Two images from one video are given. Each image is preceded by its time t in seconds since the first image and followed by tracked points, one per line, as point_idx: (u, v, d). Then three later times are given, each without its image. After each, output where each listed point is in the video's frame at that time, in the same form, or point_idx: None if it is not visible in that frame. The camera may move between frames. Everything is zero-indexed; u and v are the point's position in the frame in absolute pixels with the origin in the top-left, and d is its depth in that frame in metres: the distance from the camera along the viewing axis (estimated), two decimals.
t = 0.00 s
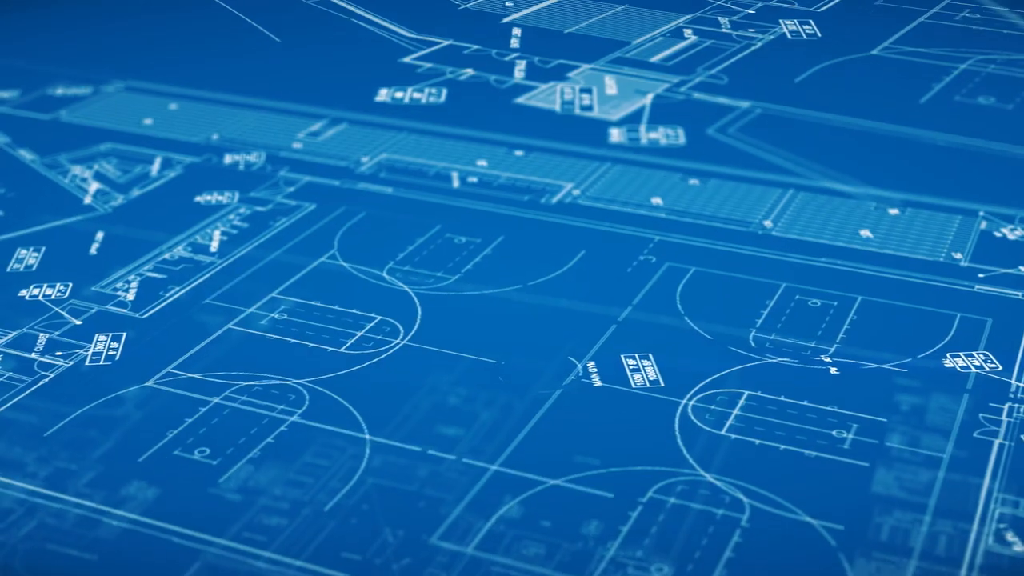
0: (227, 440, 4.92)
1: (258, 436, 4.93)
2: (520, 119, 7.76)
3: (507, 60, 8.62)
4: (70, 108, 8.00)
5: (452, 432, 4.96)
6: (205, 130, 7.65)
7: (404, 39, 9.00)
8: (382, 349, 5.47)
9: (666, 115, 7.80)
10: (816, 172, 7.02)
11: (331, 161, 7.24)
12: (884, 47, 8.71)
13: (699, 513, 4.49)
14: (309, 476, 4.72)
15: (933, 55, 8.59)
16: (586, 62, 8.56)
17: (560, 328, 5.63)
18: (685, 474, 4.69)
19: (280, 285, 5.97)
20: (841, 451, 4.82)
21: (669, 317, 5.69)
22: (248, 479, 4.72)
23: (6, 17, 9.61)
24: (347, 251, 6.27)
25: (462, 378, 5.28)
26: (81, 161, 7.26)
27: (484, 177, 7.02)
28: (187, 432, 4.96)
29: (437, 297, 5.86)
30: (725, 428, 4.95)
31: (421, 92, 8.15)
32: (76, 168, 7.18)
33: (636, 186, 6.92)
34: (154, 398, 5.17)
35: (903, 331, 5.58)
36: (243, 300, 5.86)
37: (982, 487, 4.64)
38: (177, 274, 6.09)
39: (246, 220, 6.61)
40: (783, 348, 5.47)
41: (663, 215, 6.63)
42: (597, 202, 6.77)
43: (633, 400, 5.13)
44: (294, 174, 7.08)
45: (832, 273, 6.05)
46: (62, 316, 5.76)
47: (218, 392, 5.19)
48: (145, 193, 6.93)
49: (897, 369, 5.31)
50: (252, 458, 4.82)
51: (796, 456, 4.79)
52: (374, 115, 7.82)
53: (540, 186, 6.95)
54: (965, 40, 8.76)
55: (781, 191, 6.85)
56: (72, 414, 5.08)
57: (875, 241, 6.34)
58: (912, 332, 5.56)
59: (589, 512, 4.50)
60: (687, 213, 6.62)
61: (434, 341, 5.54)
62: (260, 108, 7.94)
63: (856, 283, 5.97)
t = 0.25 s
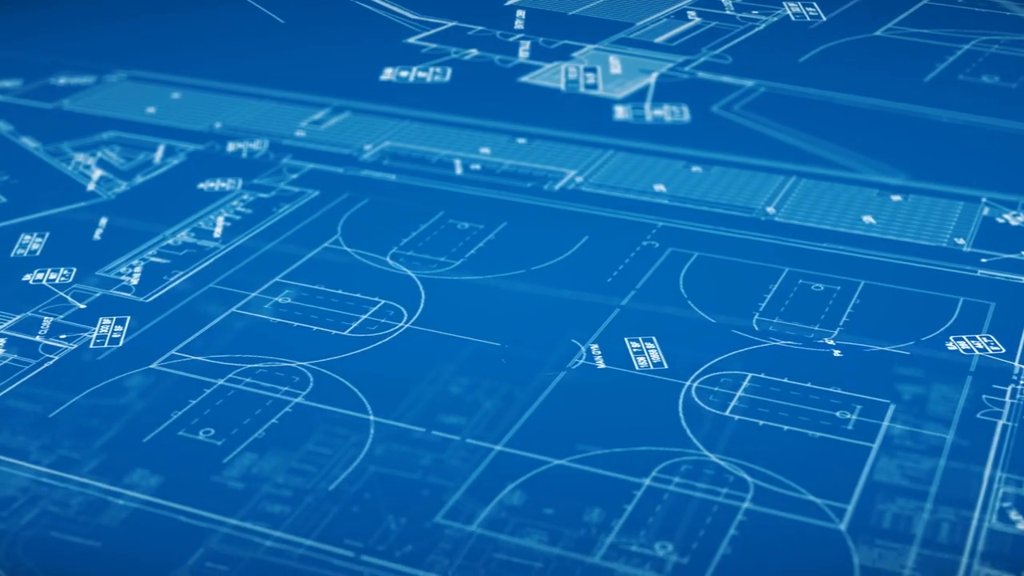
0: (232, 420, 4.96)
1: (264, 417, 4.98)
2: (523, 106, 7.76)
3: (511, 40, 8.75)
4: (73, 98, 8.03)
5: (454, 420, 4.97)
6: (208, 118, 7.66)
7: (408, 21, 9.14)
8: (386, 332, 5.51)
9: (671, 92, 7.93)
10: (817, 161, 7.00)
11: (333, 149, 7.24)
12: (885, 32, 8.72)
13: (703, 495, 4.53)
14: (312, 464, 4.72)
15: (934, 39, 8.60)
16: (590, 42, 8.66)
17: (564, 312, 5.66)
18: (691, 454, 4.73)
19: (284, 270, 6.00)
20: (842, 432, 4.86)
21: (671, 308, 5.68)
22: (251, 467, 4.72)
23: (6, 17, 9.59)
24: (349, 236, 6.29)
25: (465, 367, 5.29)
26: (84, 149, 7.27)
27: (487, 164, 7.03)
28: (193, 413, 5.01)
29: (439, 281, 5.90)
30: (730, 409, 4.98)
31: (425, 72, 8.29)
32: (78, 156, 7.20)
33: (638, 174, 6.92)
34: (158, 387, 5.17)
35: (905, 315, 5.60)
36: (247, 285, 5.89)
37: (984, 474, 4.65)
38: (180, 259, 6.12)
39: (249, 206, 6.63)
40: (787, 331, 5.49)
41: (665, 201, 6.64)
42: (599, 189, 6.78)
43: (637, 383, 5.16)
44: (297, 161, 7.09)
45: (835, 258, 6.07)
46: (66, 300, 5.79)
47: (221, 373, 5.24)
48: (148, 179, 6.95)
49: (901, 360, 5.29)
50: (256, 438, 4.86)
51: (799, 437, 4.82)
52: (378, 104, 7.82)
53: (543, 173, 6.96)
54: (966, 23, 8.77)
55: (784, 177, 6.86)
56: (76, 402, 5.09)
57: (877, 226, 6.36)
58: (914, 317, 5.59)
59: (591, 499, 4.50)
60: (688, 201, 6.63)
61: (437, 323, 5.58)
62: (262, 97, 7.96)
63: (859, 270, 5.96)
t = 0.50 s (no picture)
0: (236, 401, 5.01)
1: (270, 397, 5.03)
2: (526, 94, 7.78)
3: (516, 21, 8.93)
4: (76, 87, 8.07)
5: (456, 409, 4.97)
6: (211, 107, 7.70)
7: None
8: (390, 315, 5.56)
9: (677, 70, 8.10)
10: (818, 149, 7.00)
11: (336, 136, 7.26)
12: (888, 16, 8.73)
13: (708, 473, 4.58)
14: (314, 453, 4.73)
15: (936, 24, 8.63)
16: (593, 23, 8.82)
17: (568, 295, 5.71)
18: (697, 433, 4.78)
19: (288, 254, 6.06)
20: (846, 413, 4.91)
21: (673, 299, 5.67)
22: (254, 456, 4.73)
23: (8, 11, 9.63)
24: (353, 222, 6.33)
25: (467, 356, 5.29)
26: (87, 137, 7.31)
27: (490, 151, 7.06)
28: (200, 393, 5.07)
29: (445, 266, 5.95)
30: (735, 389, 5.04)
31: (430, 50, 8.51)
32: (81, 143, 7.23)
33: (641, 160, 6.94)
34: (161, 375, 5.19)
35: (907, 300, 5.64)
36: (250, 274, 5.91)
37: (986, 462, 4.65)
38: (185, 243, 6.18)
39: (252, 192, 6.67)
40: (791, 314, 5.54)
41: (668, 187, 6.66)
42: (602, 175, 6.80)
43: (641, 365, 5.20)
44: (300, 148, 7.12)
45: (838, 243, 6.11)
46: (70, 284, 5.84)
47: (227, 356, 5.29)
48: (152, 165, 6.99)
49: (903, 351, 5.28)
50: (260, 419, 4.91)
51: (802, 424, 4.84)
52: (380, 91, 7.85)
53: (546, 160, 6.98)
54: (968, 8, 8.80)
55: (787, 163, 6.87)
56: (79, 391, 5.10)
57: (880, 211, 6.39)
58: (918, 301, 5.63)
59: (594, 487, 4.51)
60: (692, 186, 6.65)
61: (442, 307, 5.64)
62: (264, 86, 8.00)
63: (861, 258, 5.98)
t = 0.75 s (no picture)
0: (242, 382, 5.07)
1: (276, 378, 5.09)
2: (527, 83, 7.85)
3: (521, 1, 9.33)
4: (79, 75, 8.12)
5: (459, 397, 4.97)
6: (214, 95, 7.76)
7: None
8: (394, 298, 5.62)
9: (681, 48, 8.39)
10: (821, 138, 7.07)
11: (340, 124, 7.34)
12: (885, 10, 8.86)
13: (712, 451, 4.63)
14: (317, 441, 4.73)
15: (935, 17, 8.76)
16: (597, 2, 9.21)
17: (572, 278, 5.78)
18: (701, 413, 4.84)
19: (292, 238, 6.12)
20: (850, 394, 4.96)
21: (675, 288, 5.69)
22: (257, 444, 4.73)
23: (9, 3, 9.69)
24: (358, 207, 6.40)
25: (470, 345, 5.30)
26: (90, 124, 7.36)
27: (492, 138, 7.13)
28: (205, 373, 5.13)
29: (451, 249, 6.02)
30: (739, 369, 5.10)
31: (436, 30, 8.85)
32: (85, 131, 7.29)
33: (644, 148, 7.01)
34: (164, 364, 5.20)
35: (910, 283, 5.69)
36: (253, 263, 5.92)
37: (987, 450, 4.66)
38: (189, 227, 6.24)
39: (255, 178, 6.73)
40: (794, 297, 5.60)
41: (671, 173, 6.73)
42: (605, 162, 6.88)
43: (645, 348, 5.26)
44: (303, 136, 7.18)
45: (841, 228, 6.17)
46: (74, 268, 5.90)
47: (233, 337, 5.35)
48: (155, 152, 7.05)
49: (905, 342, 5.29)
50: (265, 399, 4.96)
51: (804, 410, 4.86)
52: (382, 80, 7.93)
53: (549, 147, 7.05)
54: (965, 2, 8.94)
55: (789, 151, 6.95)
56: (81, 380, 5.10)
57: (882, 196, 6.46)
58: (920, 284, 5.68)
59: (597, 475, 4.51)
60: (695, 172, 6.73)
61: (447, 290, 5.69)
62: (266, 74, 8.07)
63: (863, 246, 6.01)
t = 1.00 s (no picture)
0: (246, 362, 5.13)
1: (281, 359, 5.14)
2: (529, 72, 7.92)
3: None
4: (81, 64, 8.16)
5: (461, 386, 4.98)
6: (216, 83, 7.79)
7: None
8: (398, 281, 5.69)
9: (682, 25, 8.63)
10: (824, 123, 7.15)
11: (342, 112, 7.39)
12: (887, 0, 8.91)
13: (714, 427, 4.71)
14: (320, 429, 4.74)
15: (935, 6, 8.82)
16: None
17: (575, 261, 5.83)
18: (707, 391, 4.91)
19: (296, 223, 6.16)
20: (855, 372, 5.03)
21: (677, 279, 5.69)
22: (260, 432, 4.73)
23: None
24: (361, 192, 6.45)
25: (473, 334, 5.31)
26: (93, 112, 7.40)
27: (495, 126, 7.18)
28: (211, 353, 5.19)
29: (457, 233, 6.07)
30: (744, 350, 5.16)
31: (440, 8, 9.21)
32: (88, 118, 7.32)
33: (647, 134, 7.06)
34: (167, 353, 5.21)
35: (913, 267, 5.74)
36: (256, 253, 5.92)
37: (989, 438, 4.67)
38: (193, 212, 6.30)
39: (259, 164, 6.78)
40: (797, 279, 5.65)
41: (674, 159, 6.78)
42: (608, 148, 6.93)
43: (648, 331, 5.30)
44: (306, 123, 7.23)
45: (843, 213, 6.22)
46: (78, 251, 5.95)
47: (238, 318, 5.41)
48: (159, 140, 7.08)
49: (907, 331, 5.29)
50: (269, 379, 5.02)
51: (806, 398, 4.87)
52: (385, 69, 7.98)
53: (552, 134, 7.10)
54: None
55: (792, 137, 7.00)
56: (85, 368, 5.11)
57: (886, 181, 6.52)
58: (923, 267, 5.74)
59: (600, 463, 4.52)
60: (698, 158, 6.77)
61: (452, 274, 5.75)
62: (269, 62, 8.13)
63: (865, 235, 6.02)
